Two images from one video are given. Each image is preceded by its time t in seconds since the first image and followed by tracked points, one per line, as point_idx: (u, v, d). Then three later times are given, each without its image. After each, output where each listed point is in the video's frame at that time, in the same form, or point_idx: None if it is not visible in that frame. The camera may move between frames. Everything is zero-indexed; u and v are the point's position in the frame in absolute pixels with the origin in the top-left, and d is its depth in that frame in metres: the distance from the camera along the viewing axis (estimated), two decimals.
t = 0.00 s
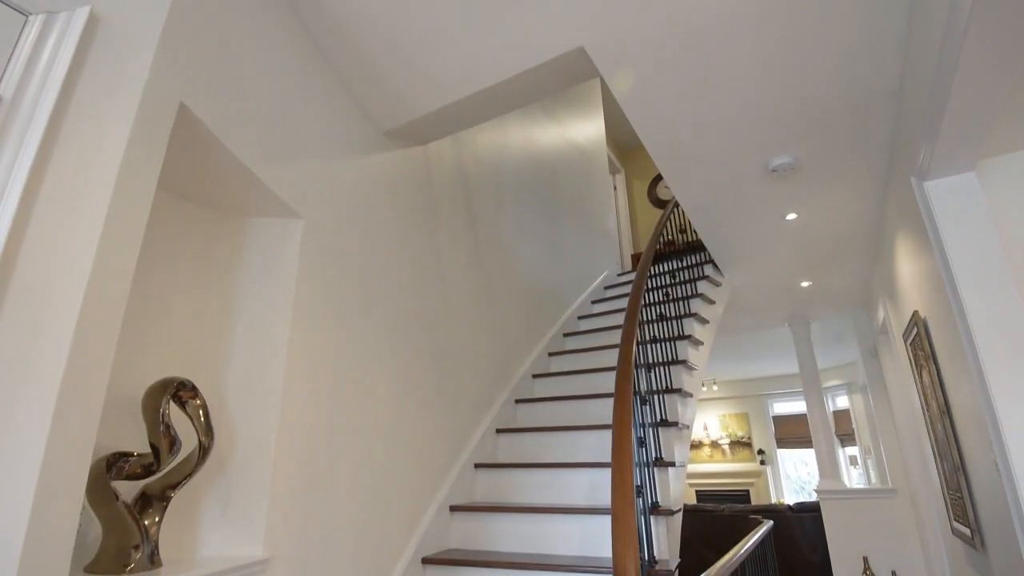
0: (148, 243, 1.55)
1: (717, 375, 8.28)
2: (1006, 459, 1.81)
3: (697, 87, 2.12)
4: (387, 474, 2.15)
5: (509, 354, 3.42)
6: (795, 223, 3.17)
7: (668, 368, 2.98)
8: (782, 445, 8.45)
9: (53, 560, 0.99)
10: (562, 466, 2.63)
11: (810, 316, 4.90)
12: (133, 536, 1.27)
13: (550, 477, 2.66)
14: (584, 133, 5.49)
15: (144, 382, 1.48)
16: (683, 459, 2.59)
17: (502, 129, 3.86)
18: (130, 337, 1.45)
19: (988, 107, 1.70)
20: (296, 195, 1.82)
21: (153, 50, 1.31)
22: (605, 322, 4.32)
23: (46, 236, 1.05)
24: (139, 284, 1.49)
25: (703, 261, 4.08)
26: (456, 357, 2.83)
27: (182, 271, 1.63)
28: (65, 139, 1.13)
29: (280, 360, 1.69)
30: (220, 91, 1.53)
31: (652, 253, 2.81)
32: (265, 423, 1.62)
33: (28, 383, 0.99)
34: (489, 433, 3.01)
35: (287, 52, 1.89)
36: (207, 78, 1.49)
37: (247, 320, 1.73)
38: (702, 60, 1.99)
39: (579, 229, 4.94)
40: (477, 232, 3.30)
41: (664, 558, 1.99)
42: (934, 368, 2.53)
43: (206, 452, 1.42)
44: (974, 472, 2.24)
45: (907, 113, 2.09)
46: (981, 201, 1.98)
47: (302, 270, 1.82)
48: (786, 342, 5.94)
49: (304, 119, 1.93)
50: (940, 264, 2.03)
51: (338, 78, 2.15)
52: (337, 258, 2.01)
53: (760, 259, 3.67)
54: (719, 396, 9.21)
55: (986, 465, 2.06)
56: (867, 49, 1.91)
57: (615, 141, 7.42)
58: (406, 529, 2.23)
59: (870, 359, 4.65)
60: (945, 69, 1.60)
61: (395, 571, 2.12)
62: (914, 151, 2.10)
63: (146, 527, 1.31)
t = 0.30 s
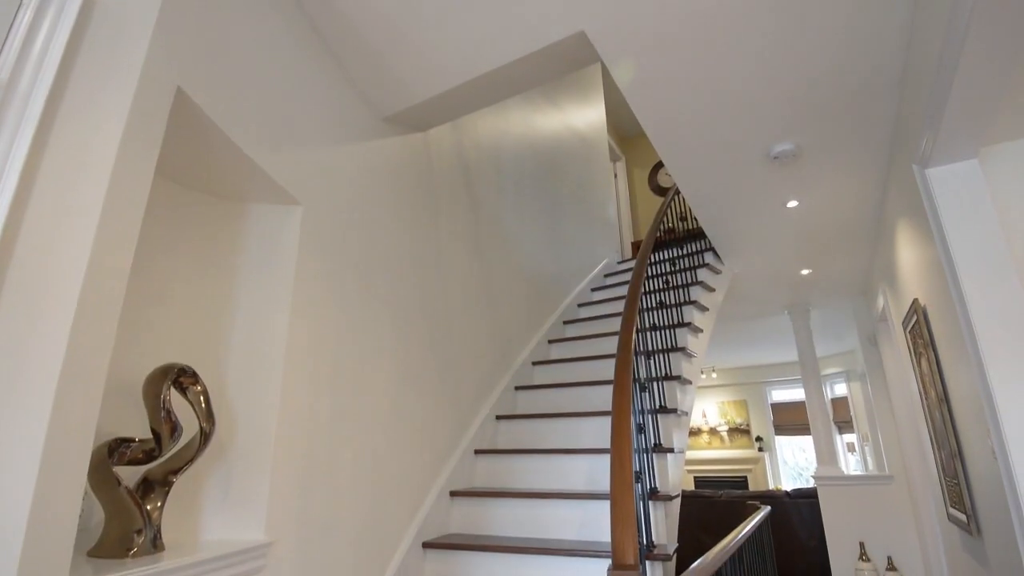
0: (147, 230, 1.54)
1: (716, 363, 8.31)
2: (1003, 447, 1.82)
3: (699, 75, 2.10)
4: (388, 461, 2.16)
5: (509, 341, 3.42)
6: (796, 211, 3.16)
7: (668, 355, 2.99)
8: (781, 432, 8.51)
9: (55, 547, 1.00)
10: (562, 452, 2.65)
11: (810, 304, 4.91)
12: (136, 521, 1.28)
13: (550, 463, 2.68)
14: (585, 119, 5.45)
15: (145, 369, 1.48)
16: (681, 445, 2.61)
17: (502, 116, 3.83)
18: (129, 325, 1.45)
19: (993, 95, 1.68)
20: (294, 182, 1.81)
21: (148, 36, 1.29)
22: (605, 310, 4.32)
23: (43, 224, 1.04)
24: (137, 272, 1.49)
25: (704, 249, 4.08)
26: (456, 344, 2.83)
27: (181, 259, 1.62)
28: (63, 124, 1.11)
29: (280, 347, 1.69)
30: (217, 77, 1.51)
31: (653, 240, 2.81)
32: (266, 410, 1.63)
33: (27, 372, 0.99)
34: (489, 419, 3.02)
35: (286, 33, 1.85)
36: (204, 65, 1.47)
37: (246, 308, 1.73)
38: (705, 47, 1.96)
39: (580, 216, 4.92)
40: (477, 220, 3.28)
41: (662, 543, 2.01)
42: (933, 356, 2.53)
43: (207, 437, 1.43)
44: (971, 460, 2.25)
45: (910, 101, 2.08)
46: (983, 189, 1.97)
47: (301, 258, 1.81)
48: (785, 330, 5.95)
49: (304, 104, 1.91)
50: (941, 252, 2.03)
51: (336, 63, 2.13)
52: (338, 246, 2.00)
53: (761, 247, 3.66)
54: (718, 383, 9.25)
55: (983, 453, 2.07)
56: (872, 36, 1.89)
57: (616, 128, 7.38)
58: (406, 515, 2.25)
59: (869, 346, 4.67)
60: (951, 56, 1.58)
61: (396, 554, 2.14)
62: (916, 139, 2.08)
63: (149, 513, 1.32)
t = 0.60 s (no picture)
0: (145, 216, 1.53)
1: (715, 350, 8.34)
2: (1000, 434, 1.83)
3: (701, 61, 2.08)
4: (388, 447, 2.17)
5: (509, 329, 3.42)
6: (798, 198, 3.15)
7: (667, 342, 2.99)
8: (779, 420, 8.55)
9: (57, 530, 1.01)
10: (562, 438, 2.66)
11: (809, 292, 4.90)
12: (138, 506, 1.29)
13: (550, 449, 2.70)
14: (585, 106, 5.41)
15: (145, 356, 1.48)
16: (680, 431, 2.62)
17: (501, 102, 3.80)
18: (128, 312, 1.45)
19: (997, 82, 1.67)
20: (293, 169, 1.80)
21: (143, 20, 1.28)
22: (605, 297, 4.32)
23: (41, 210, 1.04)
24: (135, 259, 1.48)
25: (705, 236, 4.07)
26: (455, 331, 2.84)
27: (180, 245, 1.61)
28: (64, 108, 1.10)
29: (280, 333, 1.69)
30: (214, 63, 1.49)
31: (652, 228, 2.80)
32: (267, 396, 1.64)
33: (27, 358, 0.99)
34: (489, 406, 3.04)
35: (282, 17, 1.83)
36: (203, 47, 1.45)
37: (246, 294, 1.73)
38: (707, 33, 1.94)
39: (580, 204, 4.90)
40: (477, 207, 3.27)
41: (660, 527, 2.03)
42: (933, 343, 2.54)
43: (209, 423, 1.43)
44: (968, 447, 2.27)
45: (913, 87, 2.06)
46: (985, 176, 1.96)
47: (300, 245, 1.81)
48: (785, 317, 5.95)
49: (301, 89, 1.89)
50: (941, 239, 2.03)
51: (334, 48, 2.11)
52: (336, 231, 1.99)
53: (762, 234, 3.65)
54: (716, 371, 9.26)
55: (981, 440, 2.08)
56: (876, 21, 1.87)
57: (616, 114, 7.32)
58: (407, 500, 2.27)
59: (868, 334, 4.67)
60: (956, 41, 1.56)
61: (397, 538, 2.17)
62: (919, 126, 2.07)
63: (151, 497, 1.33)
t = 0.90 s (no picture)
0: (145, 203, 1.52)
1: (714, 338, 8.36)
2: (998, 421, 1.83)
3: (703, 47, 2.06)
4: (389, 433, 2.18)
5: (509, 316, 3.43)
6: (799, 186, 3.13)
7: (667, 330, 2.99)
8: (777, 407, 8.60)
9: (60, 515, 1.02)
10: (562, 424, 2.67)
11: (809, 279, 4.90)
12: (141, 491, 1.30)
13: (549, 435, 2.71)
14: (586, 92, 5.36)
15: (145, 343, 1.48)
16: (679, 418, 2.63)
17: (501, 88, 3.76)
18: (128, 299, 1.44)
19: (1001, 69, 1.66)
20: (292, 155, 1.79)
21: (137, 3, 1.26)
22: (605, 285, 4.32)
23: (38, 197, 1.04)
24: (135, 246, 1.47)
25: (705, 224, 4.05)
26: (455, 319, 2.84)
27: (179, 232, 1.60)
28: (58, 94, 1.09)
29: (280, 321, 1.69)
30: (211, 47, 1.48)
31: (653, 215, 2.78)
32: (267, 383, 1.64)
33: (26, 343, 0.99)
34: (489, 393, 3.05)
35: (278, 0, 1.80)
36: (198, 31, 1.44)
37: (246, 282, 1.73)
38: (710, 18, 1.92)
39: (580, 191, 4.88)
40: (476, 194, 3.25)
41: (659, 513, 2.05)
42: (932, 331, 2.54)
43: (209, 410, 1.44)
44: (966, 434, 2.28)
45: (917, 74, 2.04)
46: (987, 164, 1.95)
47: (299, 232, 1.80)
48: (784, 305, 5.96)
49: (299, 74, 1.87)
50: (942, 227, 2.02)
51: (332, 32, 2.08)
52: (335, 218, 1.99)
53: (763, 222, 3.64)
54: (715, 359, 9.27)
55: (978, 427, 2.09)
56: (880, 6, 1.84)
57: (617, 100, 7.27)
58: (407, 486, 2.28)
59: (868, 321, 4.67)
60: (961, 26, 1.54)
61: (398, 523, 2.19)
62: (921, 114, 2.05)
63: (153, 483, 1.34)
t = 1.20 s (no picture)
0: (143, 189, 1.51)
1: (714, 326, 8.38)
2: (995, 408, 1.84)
3: (706, 31, 2.03)
4: (389, 419, 2.19)
5: (509, 303, 3.43)
6: (800, 173, 3.12)
7: (667, 317, 3.00)
8: (776, 394, 8.64)
9: (63, 499, 1.03)
10: (561, 411, 2.69)
11: (809, 267, 4.90)
12: (143, 477, 1.31)
13: (549, 422, 2.72)
14: (586, 78, 5.32)
15: (145, 329, 1.48)
16: (678, 405, 2.64)
17: (501, 73, 3.73)
18: (126, 286, 1.44)
19: (1005, 55, 1.64)
20: (290, 141, 1.77)
21: None
22: (605, 272, 4.32)
23: (34, 183, 1.03)
24: (133, 232, 1.47)
25: (705, 211, 4.04)
26: (455, 306, 2.84)
27: (177, 219, 1.59)
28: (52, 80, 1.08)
29: (279, 307, 1.69)
30: (207, 31, 1.46)
31: (653, 201, 2.77)
32: (267, 369, 1.64)
33: (25, 331, 0.99)
34: (489, 380, 3.06)
35: None
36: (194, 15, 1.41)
37: (245, 268, 1.73)
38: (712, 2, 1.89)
39: (580, 178, 4.86)
40: (476, 180, 3.23)
41: (658, 498, 2.07)
42: (932, 318, 2.54)
43: (210, 395, 1.44)
44: (963, 421, 2.29)
45: (921, 59, 2.02)
46: (991, 151, 1.94)
47: (298, 218, 1.79)
48: (784, 292, 5.96)
49: (296, 58, 1.84)
50: (944, 214, 2.01)
51: (329, 15, 2.05)
52: (334, 204, 1.97)
53: (763, 209, 3.63)
54: (715, 347, 9.29)
55: (976, 414, 2.10)
56: None
57: (618, 86, 7.21)
58: (408, 471, 2.30)
59: (867, 309, 4.68)
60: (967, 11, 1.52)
61: (399, 507, 2.20)
62: (925, 100, 2.04)
63: (155, 468, 1.35)
